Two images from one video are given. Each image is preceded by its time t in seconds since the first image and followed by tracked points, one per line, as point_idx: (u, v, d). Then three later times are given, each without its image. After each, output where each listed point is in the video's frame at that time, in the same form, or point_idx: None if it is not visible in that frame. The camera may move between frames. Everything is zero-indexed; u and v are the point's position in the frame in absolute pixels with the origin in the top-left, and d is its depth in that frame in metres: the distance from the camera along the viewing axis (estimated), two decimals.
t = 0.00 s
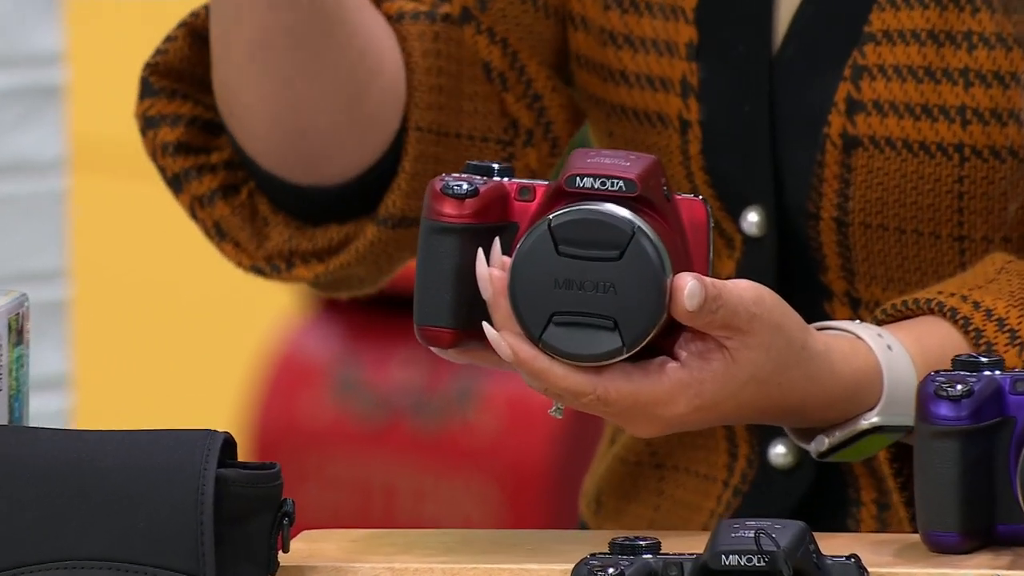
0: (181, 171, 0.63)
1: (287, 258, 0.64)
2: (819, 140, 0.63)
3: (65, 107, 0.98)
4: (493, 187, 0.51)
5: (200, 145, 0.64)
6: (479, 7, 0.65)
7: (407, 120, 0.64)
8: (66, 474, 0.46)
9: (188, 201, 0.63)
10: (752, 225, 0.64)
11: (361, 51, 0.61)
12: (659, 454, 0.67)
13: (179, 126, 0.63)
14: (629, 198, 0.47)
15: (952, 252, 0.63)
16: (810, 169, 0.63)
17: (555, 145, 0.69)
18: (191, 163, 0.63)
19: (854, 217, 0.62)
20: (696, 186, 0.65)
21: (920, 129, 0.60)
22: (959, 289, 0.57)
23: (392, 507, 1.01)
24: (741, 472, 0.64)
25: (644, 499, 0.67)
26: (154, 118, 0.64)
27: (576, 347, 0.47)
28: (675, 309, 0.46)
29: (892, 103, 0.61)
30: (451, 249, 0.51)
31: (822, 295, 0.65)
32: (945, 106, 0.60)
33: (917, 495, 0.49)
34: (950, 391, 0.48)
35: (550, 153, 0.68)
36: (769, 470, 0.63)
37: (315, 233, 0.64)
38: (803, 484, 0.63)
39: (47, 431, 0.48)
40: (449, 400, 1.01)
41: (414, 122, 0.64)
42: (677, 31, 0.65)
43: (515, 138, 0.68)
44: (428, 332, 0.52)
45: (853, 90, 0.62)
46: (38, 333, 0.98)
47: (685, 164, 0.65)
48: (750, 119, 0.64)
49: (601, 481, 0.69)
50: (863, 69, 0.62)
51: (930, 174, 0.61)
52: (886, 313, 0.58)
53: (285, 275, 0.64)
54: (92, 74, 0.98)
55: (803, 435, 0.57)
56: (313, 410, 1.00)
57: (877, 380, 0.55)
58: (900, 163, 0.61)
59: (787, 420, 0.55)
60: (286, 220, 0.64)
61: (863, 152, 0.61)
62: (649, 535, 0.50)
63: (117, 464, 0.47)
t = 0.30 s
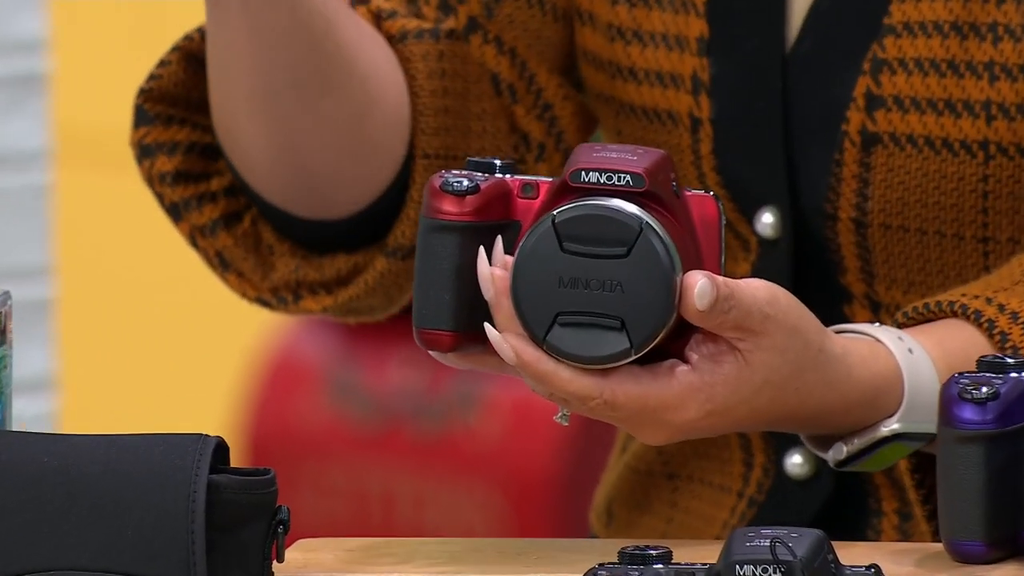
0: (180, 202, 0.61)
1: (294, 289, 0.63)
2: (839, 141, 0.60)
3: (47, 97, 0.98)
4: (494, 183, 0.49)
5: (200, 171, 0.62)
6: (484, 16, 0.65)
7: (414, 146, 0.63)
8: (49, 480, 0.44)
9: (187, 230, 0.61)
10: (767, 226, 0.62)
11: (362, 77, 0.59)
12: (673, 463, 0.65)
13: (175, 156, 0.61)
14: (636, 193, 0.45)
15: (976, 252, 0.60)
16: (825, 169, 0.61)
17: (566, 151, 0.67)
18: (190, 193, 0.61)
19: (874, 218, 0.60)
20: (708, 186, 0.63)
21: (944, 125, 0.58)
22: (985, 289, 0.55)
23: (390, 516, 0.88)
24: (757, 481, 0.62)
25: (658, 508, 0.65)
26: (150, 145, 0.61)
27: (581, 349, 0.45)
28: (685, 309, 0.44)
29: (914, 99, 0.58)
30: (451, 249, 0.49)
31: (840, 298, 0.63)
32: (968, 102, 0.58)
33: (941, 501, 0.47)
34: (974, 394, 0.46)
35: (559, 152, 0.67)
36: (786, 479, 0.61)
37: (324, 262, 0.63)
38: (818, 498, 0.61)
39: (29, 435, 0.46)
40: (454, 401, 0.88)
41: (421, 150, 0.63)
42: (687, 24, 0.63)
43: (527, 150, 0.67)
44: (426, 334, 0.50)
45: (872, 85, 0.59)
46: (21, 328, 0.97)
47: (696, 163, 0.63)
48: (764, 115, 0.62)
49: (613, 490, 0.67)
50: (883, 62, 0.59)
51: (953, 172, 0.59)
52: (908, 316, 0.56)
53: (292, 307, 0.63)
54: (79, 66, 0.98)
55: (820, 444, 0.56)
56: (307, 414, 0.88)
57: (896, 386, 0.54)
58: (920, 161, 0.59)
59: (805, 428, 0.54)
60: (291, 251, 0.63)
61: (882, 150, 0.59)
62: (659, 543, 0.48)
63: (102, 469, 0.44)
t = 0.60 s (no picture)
0: (198, 222, 0.60)
1: (316, 310, 0.61)
2: (849, 135, 0.59)
3: (31, 90, 0.97)
4: (490, 184, 0.47)
5: (216, 189, 0.61)
6: (501, 18, 0.64)
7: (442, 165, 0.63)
8: (35, 485, 0.42)
9: (203, 250, 0.60)
10: (774, 225, 0.60)
11: (391, 96, 0.59)
12: (677, 470, 0.63)
13: (190, 175, 0.60)
14: (636, 195, 0.44)
15: (993, 254, 0.59)
16: (837, 167, 0.60)
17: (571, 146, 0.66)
18: (208, 215, 0.60)
19: (885, 217, 0.59)
20: (714, 184, 0.62)
21: (958, 120, 0.56)
22: (996, 292, 0.54)
23: (388, 525, 0.83)
24: (765, 488, 0.60)
25: (661, 515, 0.64)
26: (166, 165, 0.60)
27: (578, 357, 0.44)
28: (685, 315, 0.43)
29: (929, 95, 0.57)
30: (445, 253, 0.48)
31: (851, 297, 0.62)
32: (983, 98, 0.56)
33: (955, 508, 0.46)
34: (990, 397, 0.44)
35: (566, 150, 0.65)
36: (796, 484, 0.60)
37: (347, 284, 0.62)
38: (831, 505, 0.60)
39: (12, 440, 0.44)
40: (452, 407, 0.83)
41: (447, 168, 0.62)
42: (696, 17, 0.61)
43: (549, 161, 0.65)
44: (422, 339, 0.48)
45: (885, 79, 0.58)
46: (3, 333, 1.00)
47: (704, 160, 0.62)
48: (770, 110, 0.61)
49: (613, 497, 0.65)
50: (896, 55, 0.57)
51: (966, 170, 0.57)
52: (917, 321, 0.54)
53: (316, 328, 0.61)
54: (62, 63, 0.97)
55: (826, 452, 0.54)
56: (299, 420, 0.83)
57: (906, 393, 0.52)
58: (934, 159, 0.57)
59: (807, 437, 0.52)
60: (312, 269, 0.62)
61: (895, 146, 0.58)
62: (664, 553, 0.47)
63: (93, 473, 0.42)
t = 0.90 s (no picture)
0: (225, 171, 0.59)
1: (342, 269, 0.60)
2: (857, 134, 0.58)
3: (24, 87, 1.09)
4: (488, 180, 0.47)
5: (242, 144, 0.60)
6: None
7: (486, 114, 0.62)
8: (22, 489, 0.41)
9: (225, 205, 0.59)
10: (781, 225, 0.59)
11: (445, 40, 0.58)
12: (682, 472, 0.63)
13: (218, 121, 0.59)
14: (638, 190, 0.43)
15: (1005, 253, 0.58)
16: (847, 164, 0.59)
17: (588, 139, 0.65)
18: (235, 164, 0.59)
19: (895, 215, 0.58)
20: (721, 183, 0.61)
21: (967, 117, 0.56)
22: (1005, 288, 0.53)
23: (385, 528, 0.80)
24: (772, 492, 0.59)
25: (666, 520, 0.63)
26: (191, 114, 0.60)
27: (578, 355, 0.43)
28: (687, 313, 0.42)
29: (937, 91, 0.56)
30: (443, 250, 0.47)
31: (861, 297, 0.61)
32: (993, 93, 0.55)
33: (964, 512, 0.45)
34: (1000, 399, 0.43)
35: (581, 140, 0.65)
36: (803, 487, 0.59)
37: (373, 239, 0.61)
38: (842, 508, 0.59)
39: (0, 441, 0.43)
40: (452, 407, 0.79)
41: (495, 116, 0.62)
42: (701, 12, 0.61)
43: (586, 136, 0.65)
44: (418, 338, 0.47)
45: (894, 75, 0.57)
46: None
47: (709, 159, 0.62)
48: (778, 107, 0.60)
49: (616, 500, 0.64)
50: (905, 52, 0.57)
51: (978, 167, 0.56)
52: (925, 320, 0.54)
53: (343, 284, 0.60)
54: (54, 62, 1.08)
55: (834, 456, 0.53)
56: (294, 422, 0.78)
57: (914, 393, 0.51)
58: (945, 156, 0.56)
59: (816, 438, 0.51)
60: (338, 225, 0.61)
61: (905, 144, 0.57)
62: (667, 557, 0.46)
63: (83, 478, 0.41)
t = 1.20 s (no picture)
0: (235, 165, 0.59)
1: (357, 259, 0.60)
2: (864, 138, 0.58)
3: (14, 81, 1.08)
4: (484, 180, 0.46)
5: (249, 137, 0.60)
6: None
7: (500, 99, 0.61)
8: (16, 491, 0.40)
9: (235, 199, 0.59)
10: (787, 230, 0.59)
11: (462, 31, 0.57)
12: (701, 467, 0.62)
13: (224, 115, 0.59)
14: (634, 191, 0.42)
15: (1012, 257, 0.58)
16: (851, 167, 0.59)
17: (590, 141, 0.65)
18: (244, 157, 0.59)
19: (901, 220, 0.58)
20: (724, 185, 0.61)
21: (975, 120, 0.55)
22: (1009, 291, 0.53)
23: (383, 529, 0.79)
24: (785, 494, 0.59)
25: (674, 513, 0.62)
26: (198, 107, 0.60)
27: (572, 358, 0.42)
28: (684, 316, 0.42)
29: (944, 95, 0.56)
30: (437, 251, 0.46)
31: (876, 294, 0.61)
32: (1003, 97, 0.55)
33: (970, 513, 0.44)
34: (1006, 401, 0.43)
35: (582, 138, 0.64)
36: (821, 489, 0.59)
37: (386, 230, 0.60)
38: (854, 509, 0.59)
39: None
40: (450, 408, 0.78)
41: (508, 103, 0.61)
42: (709, 12, 0.61)
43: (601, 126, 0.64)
44: (414, 341, 0.47)
45: (901, 80, 0.57)
46: None
47: (714, 161, 0.62)
48: (785, 110, 0.60)
49: (625, 493, 0.63)
50: (913, 55, 0.56)
51: (985, 171, 0.56)
52: (928, 324, 0.54)
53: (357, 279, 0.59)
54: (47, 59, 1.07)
55: (833, 461, 0.53)
56: (292, 422, 0.77)
57: (915, 396, 0.51)
58: (952, 161, 0.56)
59: (815, 444, 0.50)
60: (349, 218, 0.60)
61: (911, 149, 0.57)
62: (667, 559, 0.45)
63: (78, 480, 0.40)
